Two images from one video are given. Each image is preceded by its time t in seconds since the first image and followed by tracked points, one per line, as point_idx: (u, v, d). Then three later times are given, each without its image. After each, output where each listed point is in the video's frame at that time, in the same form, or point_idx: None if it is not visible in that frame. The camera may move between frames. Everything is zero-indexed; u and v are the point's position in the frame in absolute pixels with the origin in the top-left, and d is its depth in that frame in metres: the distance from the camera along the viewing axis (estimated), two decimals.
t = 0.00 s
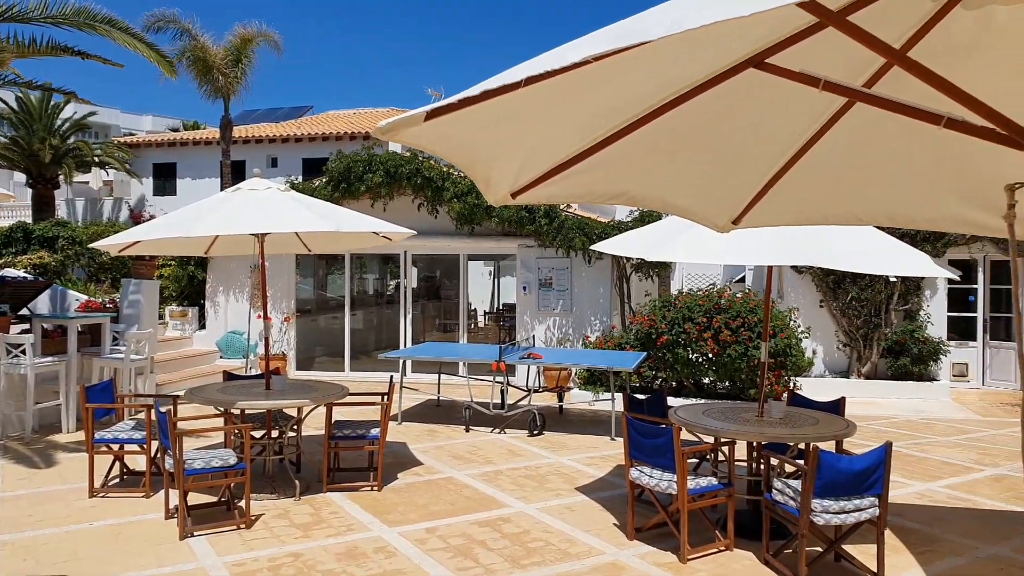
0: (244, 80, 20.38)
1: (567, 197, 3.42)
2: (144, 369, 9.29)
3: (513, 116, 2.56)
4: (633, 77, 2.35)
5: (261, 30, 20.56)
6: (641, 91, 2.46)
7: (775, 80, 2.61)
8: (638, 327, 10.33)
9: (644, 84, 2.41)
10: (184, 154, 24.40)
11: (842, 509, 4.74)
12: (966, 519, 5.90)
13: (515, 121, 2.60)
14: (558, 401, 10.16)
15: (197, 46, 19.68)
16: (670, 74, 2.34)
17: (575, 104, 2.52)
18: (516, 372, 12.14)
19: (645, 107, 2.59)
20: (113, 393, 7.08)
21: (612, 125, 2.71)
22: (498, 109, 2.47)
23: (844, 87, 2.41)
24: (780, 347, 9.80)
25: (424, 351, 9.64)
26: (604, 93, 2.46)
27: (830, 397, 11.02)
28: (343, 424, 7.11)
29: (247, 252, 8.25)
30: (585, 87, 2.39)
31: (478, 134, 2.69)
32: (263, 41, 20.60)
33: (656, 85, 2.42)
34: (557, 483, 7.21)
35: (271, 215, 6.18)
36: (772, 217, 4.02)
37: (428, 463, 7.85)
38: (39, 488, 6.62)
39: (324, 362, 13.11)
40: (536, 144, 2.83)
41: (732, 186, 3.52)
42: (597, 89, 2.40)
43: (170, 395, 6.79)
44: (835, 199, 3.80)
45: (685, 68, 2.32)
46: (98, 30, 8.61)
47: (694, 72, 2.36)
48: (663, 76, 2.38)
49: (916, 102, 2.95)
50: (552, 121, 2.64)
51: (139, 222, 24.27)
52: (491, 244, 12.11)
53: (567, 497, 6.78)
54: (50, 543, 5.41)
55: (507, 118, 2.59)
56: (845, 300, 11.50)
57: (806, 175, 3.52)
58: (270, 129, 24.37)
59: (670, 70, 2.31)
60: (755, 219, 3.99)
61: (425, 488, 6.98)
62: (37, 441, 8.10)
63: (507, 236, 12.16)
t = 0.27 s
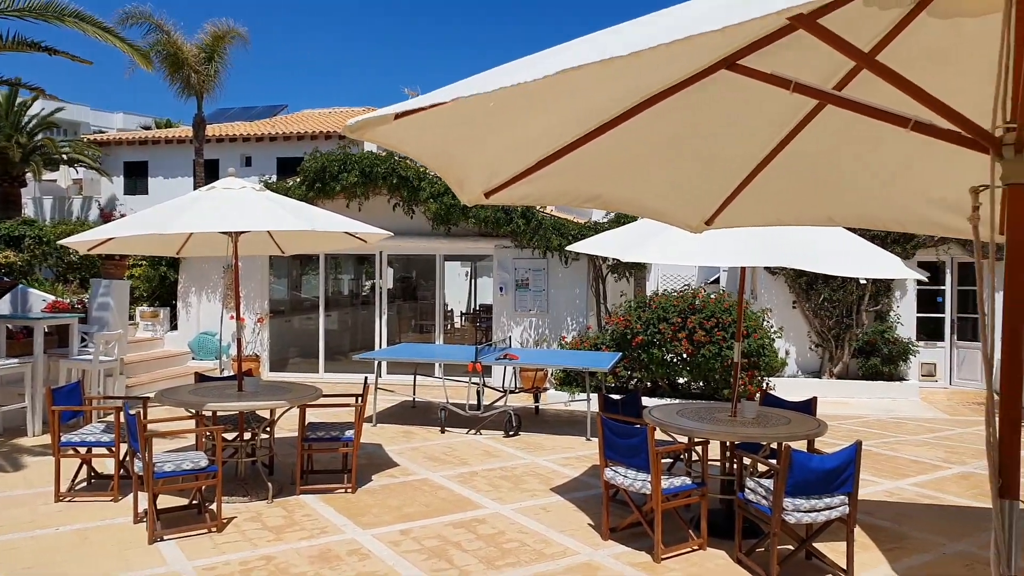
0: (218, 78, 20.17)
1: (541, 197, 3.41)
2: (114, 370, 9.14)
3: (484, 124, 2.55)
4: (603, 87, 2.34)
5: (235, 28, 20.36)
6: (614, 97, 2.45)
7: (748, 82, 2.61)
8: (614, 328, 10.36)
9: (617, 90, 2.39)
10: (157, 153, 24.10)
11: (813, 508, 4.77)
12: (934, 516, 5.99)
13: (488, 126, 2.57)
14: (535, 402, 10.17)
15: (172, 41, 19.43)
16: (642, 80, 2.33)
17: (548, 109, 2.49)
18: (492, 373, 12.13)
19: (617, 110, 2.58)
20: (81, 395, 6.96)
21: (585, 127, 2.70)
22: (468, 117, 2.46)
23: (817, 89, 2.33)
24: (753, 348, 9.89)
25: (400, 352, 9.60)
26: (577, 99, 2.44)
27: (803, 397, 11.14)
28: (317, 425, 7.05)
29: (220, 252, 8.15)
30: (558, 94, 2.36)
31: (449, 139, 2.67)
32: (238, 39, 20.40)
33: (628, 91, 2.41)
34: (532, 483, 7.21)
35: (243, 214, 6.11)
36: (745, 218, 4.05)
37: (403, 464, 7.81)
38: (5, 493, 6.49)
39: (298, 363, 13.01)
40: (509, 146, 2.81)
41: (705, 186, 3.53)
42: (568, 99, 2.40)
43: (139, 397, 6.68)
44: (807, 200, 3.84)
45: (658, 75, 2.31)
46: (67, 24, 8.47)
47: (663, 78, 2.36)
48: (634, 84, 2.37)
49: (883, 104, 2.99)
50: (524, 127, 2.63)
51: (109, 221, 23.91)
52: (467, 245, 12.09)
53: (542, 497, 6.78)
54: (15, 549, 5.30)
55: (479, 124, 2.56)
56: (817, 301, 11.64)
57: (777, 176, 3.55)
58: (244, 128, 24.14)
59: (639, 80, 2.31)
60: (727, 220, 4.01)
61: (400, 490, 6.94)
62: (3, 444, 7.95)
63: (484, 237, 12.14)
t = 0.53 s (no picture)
0: (191, 75, 19.93)
1: (515, 195, 3.41)
2: (83, 371, 9.00)
3: (454, 131, 2.54)
4: (574, 99, 2.34)
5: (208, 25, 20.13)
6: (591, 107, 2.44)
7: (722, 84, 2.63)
8: (589, 328, 10.39)
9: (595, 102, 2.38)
10: (128, 151, 23.77)
11: (786, 507, 4.81)
12: (904, 514, 6.07)
13: (463, 133, 2.54)
14: (511, 402, 10.16)
15: (143, 36, 19.23)
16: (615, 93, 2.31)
17: (522, 119, 2.47)
18: (468, 373, 12.11)
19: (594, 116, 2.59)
20: (48, 396, 6.84)
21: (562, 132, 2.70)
22: (438, 125, 2.45)
23: (788, 91, 2.34)
24: (727, 348, 9.97)
25: (375, 352, 9.54)
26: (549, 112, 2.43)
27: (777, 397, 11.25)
28: (290, 426, 6.98)
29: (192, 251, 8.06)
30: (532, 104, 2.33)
31: (420, 146, 2.66)
32: (211, 36, 20.17)
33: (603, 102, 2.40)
34: (508, 484, 7.20)
35: (216, 214, 6.03)
36: (717, 220, 4.07)
37: (378, 465, 7.77)
38: None
39: (272, 364, 12.89)
40: (484, 150, 2.79)
41: (680, 187, 3.55)
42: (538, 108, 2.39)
43: (109, 398, 6.58)
44: (779, 201, 3.86)
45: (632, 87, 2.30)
46: (35, 19, 8.32)
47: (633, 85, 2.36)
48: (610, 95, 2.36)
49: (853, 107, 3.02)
50: (495, 134, 2.62)
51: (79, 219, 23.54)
52: (443, 245, 12.05)
53: (517, 498, 6.77)
54: None
55: (452, 132, 2.53)
56: (791, 302, 11.75)
57: (749, 178, 3.58)
58: (218, 126, 23.89)
59: (610, 92, 2.31)
60: (701, 220, 4.03)
61: (374, 491, 6.90)
62: None
63: (460, 237, 12.11)
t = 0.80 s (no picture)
0: (170, 74, 19.73)
1: (494, 198, 3.39)
2: (58, 373, 8.88)
3: (435, 133, 2.52)
4: (554, 100, 2.33)
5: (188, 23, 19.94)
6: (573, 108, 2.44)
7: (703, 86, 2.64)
8: (572, 330, 10.39)
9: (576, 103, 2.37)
10: (106, 150, 23.50)
11: (766, 508, 4.85)
12: (882, 514, 6.12)
13: (443, 133, 2.52)
14: (492, 404, 10.14)
15: (121, 35, 19.01)
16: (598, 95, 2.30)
17: (504, 119, 2.46)
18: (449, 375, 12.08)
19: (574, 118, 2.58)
20: (22, 398, 6.73)
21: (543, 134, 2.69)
22: (418, 126, 2.42)
23: (767, 94, 2.34)
24: (708, 349, 10.03)
25: (356, 354, 9.49)
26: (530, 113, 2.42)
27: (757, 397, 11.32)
28: (269, 428, 6.92)
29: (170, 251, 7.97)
30: (513, 103, 2.31)
31: (400, 148, 2.64)
32: (191, 34, 19.98)
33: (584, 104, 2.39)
34: (489, 485, 7.18)
35: (194, 214, 5.95)
36: (696, 222, 4.08)
37: (358, 468, 7.73)
38: None
39: (251, 365, 12.79)
40: (464, 153, 2.77)
41: (660, 191, 3.56)
42: (519, 110, 2.37)
43: (84, 400, 6.49)
44: (758, 205, 3.87)
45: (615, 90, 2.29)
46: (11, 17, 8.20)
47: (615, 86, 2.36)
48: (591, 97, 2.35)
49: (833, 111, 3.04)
50: (476, 136, 2.60)
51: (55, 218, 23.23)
52: (425, 246, 12.01)
53: (498, 499, 6.76)
54: None
55: (433, 132, 2.50)
56: (771, 303, 11.82)
57: (728, 182, 3.60)
58: (198, 125, 23.68)
59: (591, 95, 2.30)
60: (681, 222, 4.04)
61: (354, 494, 6.86)
62: None
63: (442, 238, 12.07)
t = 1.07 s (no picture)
0: (143, 71, 19.48)
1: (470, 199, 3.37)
2: (26, 374, 8.72)
3: (410, 128, 2.47)
4: (529, 95, 2.31)
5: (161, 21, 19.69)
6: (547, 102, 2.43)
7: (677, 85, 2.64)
8: (549, 330, 10.40)
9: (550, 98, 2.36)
10: (77, 147, 23.14)
11: (740, 508, 4.88)
12: (854, 514, 6.19)
13: (418, 130, 2.49)
14: (469, 405, 10.11)
15: (93, 32, 18.71)
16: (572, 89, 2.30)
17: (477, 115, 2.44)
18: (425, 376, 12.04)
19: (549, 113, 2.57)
20: None
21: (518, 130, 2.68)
22: (393, 121, 2.38)
23: (741, 96, 2.34)
24: (684, 350, 10.09)
25: (331, 355, 9.42)
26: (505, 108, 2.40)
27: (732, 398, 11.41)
28: (243, 430, 6.84)
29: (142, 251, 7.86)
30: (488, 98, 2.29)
31: (375, 147, 2.60)
32: (164, 32, 19.73)
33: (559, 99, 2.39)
34: (465, 487, 7.16)
35: (166, 213, 5.87)
36: (671, 224, 4.09)
37: (333, 470, 7.66)
38: None
39: (225, 366, 12.64)
40: (439, 151, 2.74)
41: (636, 191, 3.55)
42: (494, 106, 2.34)
43: (52, 402, 6.37)
44: (733, 206, 3.89)
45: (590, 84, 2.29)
46: None
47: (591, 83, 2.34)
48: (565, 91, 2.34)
49: (805, 112, 3.06)
50: (451, 133, 2.57)
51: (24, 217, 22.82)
52: (402, 246, 11.95)
53: (474, 501, 6.74)
54: None
55: (406, 129, 2.47)
56: (746, 305, 11.93)
57: (703, 182, 3.61)
58: (172, 123, 23.39)
59: (567, 89, 2.28)
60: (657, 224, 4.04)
61: (329, 496, 6.80)
62: None
63: (418, 238, 12.02)
